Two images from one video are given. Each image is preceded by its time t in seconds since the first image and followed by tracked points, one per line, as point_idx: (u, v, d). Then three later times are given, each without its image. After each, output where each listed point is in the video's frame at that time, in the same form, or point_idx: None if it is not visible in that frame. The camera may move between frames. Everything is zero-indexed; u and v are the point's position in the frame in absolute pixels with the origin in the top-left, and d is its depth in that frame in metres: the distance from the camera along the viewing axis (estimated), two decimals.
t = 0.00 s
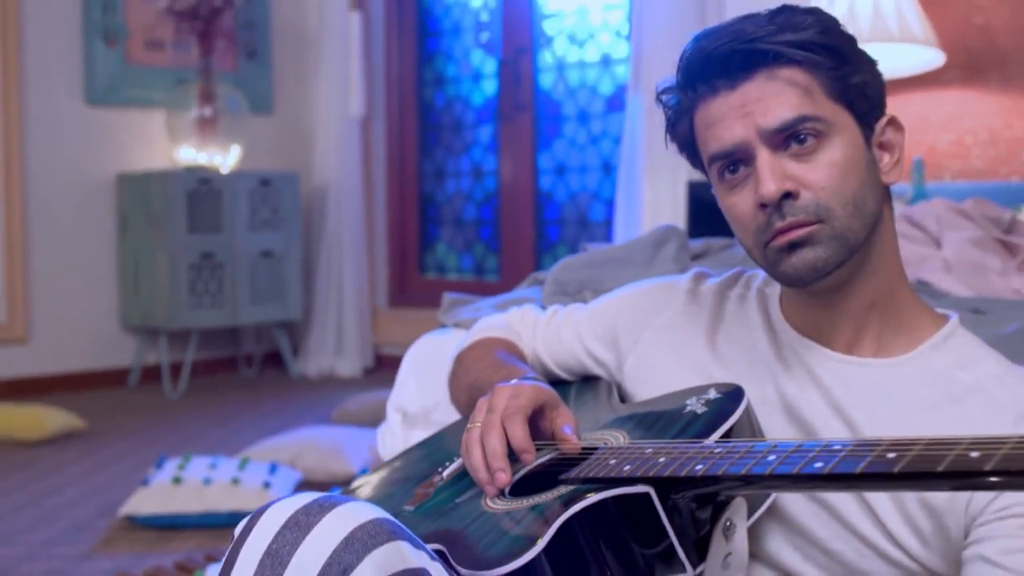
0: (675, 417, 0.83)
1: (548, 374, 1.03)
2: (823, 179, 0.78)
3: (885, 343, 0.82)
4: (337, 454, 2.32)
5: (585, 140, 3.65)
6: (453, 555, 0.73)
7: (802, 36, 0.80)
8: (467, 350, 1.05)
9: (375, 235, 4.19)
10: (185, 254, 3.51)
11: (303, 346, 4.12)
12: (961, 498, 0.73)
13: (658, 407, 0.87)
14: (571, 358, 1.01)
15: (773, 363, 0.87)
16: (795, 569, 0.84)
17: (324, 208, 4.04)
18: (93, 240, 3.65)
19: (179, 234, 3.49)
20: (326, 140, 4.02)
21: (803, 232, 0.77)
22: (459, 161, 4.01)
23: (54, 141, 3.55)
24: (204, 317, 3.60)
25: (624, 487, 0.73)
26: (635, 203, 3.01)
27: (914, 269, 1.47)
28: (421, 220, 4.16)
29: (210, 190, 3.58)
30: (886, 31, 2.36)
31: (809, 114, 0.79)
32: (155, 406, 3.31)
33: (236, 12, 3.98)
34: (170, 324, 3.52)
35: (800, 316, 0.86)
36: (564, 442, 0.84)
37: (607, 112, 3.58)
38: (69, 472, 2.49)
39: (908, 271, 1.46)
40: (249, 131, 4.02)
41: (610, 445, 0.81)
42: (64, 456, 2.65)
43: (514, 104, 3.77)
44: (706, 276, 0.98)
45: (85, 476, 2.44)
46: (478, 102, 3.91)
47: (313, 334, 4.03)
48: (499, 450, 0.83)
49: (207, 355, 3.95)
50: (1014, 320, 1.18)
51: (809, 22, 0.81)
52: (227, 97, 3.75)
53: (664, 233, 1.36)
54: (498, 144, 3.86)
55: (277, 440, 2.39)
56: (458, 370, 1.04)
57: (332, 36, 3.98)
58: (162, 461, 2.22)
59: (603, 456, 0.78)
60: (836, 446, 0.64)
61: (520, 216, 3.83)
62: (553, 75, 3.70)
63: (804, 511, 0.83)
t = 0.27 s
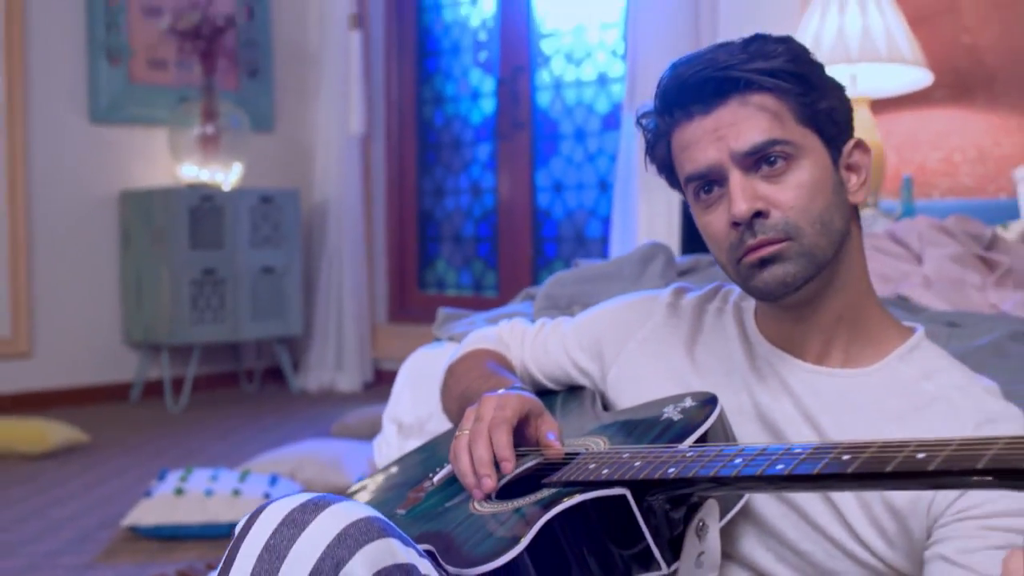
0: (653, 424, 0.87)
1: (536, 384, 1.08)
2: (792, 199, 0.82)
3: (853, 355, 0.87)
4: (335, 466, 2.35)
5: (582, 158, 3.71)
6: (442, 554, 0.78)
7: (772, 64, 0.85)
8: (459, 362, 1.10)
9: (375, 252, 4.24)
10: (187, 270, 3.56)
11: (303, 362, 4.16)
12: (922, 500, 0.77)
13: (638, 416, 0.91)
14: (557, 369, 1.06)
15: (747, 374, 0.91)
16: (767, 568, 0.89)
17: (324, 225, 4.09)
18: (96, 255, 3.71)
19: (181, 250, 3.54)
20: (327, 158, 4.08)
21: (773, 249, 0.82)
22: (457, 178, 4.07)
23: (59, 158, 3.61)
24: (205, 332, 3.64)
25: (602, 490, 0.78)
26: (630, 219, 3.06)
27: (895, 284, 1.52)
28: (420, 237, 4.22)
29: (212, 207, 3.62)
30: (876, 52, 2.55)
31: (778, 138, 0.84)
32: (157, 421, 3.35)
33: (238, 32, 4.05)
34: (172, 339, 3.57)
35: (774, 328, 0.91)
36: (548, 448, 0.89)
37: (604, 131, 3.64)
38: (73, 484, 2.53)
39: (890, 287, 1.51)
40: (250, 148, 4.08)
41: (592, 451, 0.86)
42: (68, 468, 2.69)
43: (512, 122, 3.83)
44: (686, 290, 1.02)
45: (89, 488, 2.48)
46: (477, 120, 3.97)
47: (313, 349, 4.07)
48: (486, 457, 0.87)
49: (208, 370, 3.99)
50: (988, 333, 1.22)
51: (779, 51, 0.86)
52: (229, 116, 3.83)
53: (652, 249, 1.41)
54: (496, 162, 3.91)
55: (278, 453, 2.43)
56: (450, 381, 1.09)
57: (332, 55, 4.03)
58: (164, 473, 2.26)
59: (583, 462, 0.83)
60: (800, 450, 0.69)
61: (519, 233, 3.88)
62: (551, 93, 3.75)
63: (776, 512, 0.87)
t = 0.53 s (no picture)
0: (637, 427, 0.91)
1: (528, 390, 1.12)
2: (769, 213, 0.86)
3: (830, 361, 0.91)
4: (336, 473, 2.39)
5: (581, 170, 3.75)
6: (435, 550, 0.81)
7: (750, 83, 0.89)
8: (453, 369, 1.14)
9: (377, 262, 4.29)
10: (190, 281, 3.60)
11: (305, 372, 4.20)
12: (896, 499, 0.81)
13: (624, 420, 0.95)
14: (548, 375, 1.10)
15: (727, 378, 0.95)
16: (747, 566, 0.92)
17: (326, 235, 4.14)
18: (101, 266, 3.77)
19: (184, 260, 3.59)
20: (329, 170, 4.12)
21: (751, 260, 0.86)
22: (458, 190, 4.12)
23: (65, 170, 3.67)
24: (209, 342, 3.68)
25: (587, 490, 0.82)
26: (628, 230, 3.10)
27: (881, 293, 1.55)
28: (421, 248, 4.27)
29: (215, 218, 3.67)
30: (868, 65, 2.61)
31: (756, 155, 0.88)
32: (160, 429, 3.39)
33: (241, 46, 4.11)
34: (175, 349, 3.61)
35: (754, 334, 0.95)
36: (537, 451, 0.93)
37: (602, 143, 3.68)
38: (78, 491, 2.57)
39: (877, 296, 1.54)
40: (253, 160, 4.14)
41: (578, 453, 0.89)
42: (73, 475, 2.73)
43: (512, 134, 3.88)
44: (672, 300, 1.07)
45: (94, 495, 2.53)
46: (477, 132, 4.02)
47: (315, 358, 4.10)
48: (478, 459, 0.91)
49: (211, 380, 4.04)
50: (968, 340, 1.26)
51: (757, 71, 0.90)
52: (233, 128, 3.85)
53: (642, 260, 1.45)
54: (496, 174, 3.96)
55: (279, 461, 2.47)
56: (445, 388, 1.13)
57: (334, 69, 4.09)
58: (168, 481, 2.30)
59: (569, 463, 0.87)
60: (774, 450, 0.73)
61: (518, 245, 3.92)
62: (550, 106, 3.81)
63: (755, 513, 0.90)
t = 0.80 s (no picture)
0: (621, 430, 0.96)
1: (520, 396, 1.17)
2: (745, 225, 0.91)
3: (806, 366, 0.95)
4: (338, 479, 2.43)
5: (580, 182, 3.81)
6: (428, 546, 0.86)
7: (727, 103, 0.94)
8: (448, 375, 1.19)
9: (379, 272, 4.34)
10: (195, 291, 3.65)
11: (308, 381, 4.24)
12: (867, 497, 0.84)
13: (609, 423, 1.00)
14: (539, 381, 1.14)
15: (708, 384, 1.00)
16: (726, 562, 0.96)
17: (329, 246, 4.19)
18: (107, 277, 3.84)
19: (189, 271, 3.64)
20: (332, 181, 4.18)
21: (728, 270, 0.91)
22: (460, 201, 4.18)
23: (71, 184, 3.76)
24: (213, 352, 3.73)
25: (571, 489, 0.86)
26: (626, 241, 3.15)
27: (867, 302, 1.60)
28: (423, 259, 4.33)
29: (220, 229, 3.72)
30: (862, 79, 2.65)
31: (733, 171, 0.92)
32: (165, 437, 3.44)
33: (245, 59, 4.19)
34: (180, 358, 3.66)
35: (733, 342, 0.99)
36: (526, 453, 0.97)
37: (601, 155, 3.73)
38: (85, 497, 2.62)
39: (863, 306, 1.59)
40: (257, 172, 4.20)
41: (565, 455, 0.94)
42: (79, 482, 2.78)
43: (512, 147, 3.94)
44: (657, 309, 1.11)
45: (100, 501, 2.57)
46: (478, 144, 4.09)
47: (318, 367, 4.14)
48: (470, 460, 0.96)
49: (216, 389, 4.09)
50: (947, 348, 1.30)
51: (734, 90, 0.95)
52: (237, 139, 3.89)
53: (633, 271, 1.49)
54: (497, 186, 4.02)
55: (282, 467, 2.52)
56: (440, 394, 1.18)
57: (337, 81, 4.15)
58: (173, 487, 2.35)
59: (556, 464, 0.91)
60: (745, 449, 0.77)
61: (519, 255, 3.98)
62: (549, 118, 3.86)
63: (734, 512, 0.94)
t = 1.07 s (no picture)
0: (608, 431, 1.01)
1: (513, 399, 1.21)
2: (726, 235, 0.95)
3: (785, 370, 1.00)
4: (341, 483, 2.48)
5: (581, 192, 3.86)
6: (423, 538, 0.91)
7: (709, 119, 0.98)
8: (445, 379, 1.23)
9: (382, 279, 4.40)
10: (201, 298, 3.70)
11: (312, 388, 4.29)
12: (841, 492, 0.88)
13: (596, 425, 1.04)
14: (532, 385, 1.19)
15: (692, 388, 1.04)
16: (709, 556, 1.00)
17: (333, 255, 4.24)
18: (114, 284, 3.90)
19: (195, 279, 3.70)
20: (336, 191, 4.23)
21: (710, 278, 0.95)
22: (462, 211, 4.24)
23: (79, 192, 3.82)
24: (219, 359, 3.78)
25: (557, 486, 0.91)
26: (626, 250, 3.20)
27: (854, 310, 1.64)
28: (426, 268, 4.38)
29: (226, 238, 3.77)
30: (855, 90, 2.69)
31: (715, 183, 0.97)
32: (171, 443, 3.49)
33: (251, 70, 4.24)
34: (186, 366, 3.71)
35: (716, 347, 1.04)
36: (518, 452, 1.02)
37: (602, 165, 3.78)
38: (93, 501, 2.67)
39: (850, 313, 1.63)
40: (262, 181, 4.26)
41: (555, 453, 0.99)
42: (87, 486, 2.83)
43: (514, 156, 3.99)
44: (645, 315, 1.16)
45: (108, 504, 2.62)
46: (480, 154, 4.14)
47: (322, 375, 4.18)
48: (464, 458, 1.01)
49: (221, 396, 4.14)
50: (928, 354, 1.35)
51: (717, 107, 1.00)
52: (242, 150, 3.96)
53: (625, 279, 1.54)
54: (499, 195, 4.08)
55: (285, 472, 2.56)
56: (437, 397, 1.22)
57: (341, 92, 4.21)
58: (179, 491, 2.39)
59: (545, 462, 0.96)
60: (722, 447, 0.82)
61: (521, 264, 4.03)
62: (551, 128, 3.91)
63: (715, 507, 0.99)
